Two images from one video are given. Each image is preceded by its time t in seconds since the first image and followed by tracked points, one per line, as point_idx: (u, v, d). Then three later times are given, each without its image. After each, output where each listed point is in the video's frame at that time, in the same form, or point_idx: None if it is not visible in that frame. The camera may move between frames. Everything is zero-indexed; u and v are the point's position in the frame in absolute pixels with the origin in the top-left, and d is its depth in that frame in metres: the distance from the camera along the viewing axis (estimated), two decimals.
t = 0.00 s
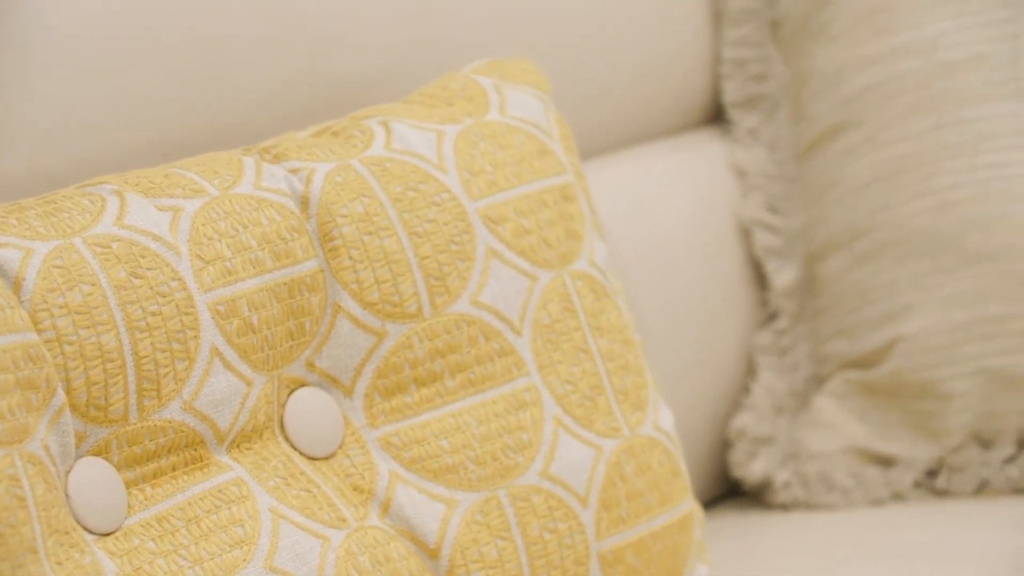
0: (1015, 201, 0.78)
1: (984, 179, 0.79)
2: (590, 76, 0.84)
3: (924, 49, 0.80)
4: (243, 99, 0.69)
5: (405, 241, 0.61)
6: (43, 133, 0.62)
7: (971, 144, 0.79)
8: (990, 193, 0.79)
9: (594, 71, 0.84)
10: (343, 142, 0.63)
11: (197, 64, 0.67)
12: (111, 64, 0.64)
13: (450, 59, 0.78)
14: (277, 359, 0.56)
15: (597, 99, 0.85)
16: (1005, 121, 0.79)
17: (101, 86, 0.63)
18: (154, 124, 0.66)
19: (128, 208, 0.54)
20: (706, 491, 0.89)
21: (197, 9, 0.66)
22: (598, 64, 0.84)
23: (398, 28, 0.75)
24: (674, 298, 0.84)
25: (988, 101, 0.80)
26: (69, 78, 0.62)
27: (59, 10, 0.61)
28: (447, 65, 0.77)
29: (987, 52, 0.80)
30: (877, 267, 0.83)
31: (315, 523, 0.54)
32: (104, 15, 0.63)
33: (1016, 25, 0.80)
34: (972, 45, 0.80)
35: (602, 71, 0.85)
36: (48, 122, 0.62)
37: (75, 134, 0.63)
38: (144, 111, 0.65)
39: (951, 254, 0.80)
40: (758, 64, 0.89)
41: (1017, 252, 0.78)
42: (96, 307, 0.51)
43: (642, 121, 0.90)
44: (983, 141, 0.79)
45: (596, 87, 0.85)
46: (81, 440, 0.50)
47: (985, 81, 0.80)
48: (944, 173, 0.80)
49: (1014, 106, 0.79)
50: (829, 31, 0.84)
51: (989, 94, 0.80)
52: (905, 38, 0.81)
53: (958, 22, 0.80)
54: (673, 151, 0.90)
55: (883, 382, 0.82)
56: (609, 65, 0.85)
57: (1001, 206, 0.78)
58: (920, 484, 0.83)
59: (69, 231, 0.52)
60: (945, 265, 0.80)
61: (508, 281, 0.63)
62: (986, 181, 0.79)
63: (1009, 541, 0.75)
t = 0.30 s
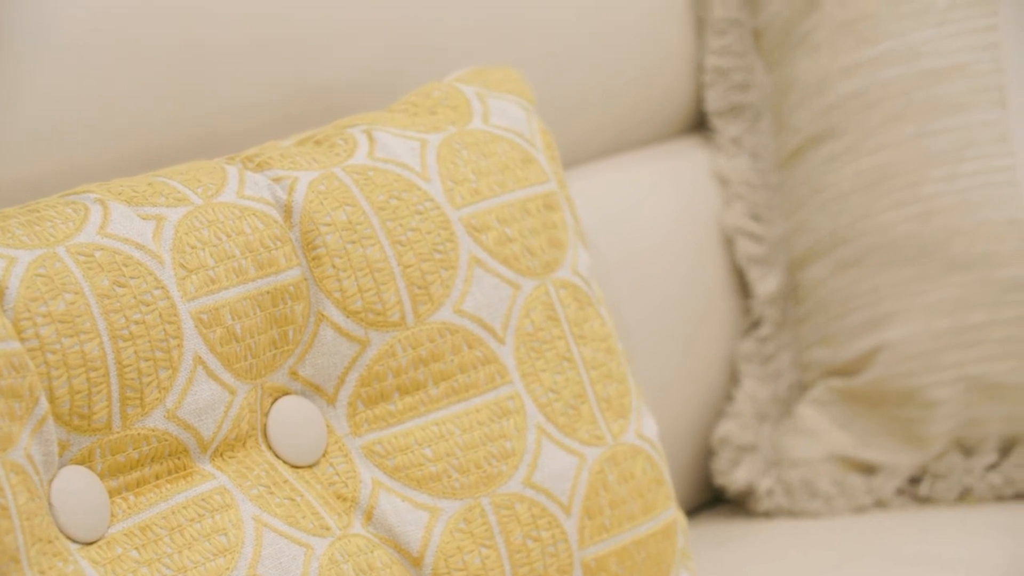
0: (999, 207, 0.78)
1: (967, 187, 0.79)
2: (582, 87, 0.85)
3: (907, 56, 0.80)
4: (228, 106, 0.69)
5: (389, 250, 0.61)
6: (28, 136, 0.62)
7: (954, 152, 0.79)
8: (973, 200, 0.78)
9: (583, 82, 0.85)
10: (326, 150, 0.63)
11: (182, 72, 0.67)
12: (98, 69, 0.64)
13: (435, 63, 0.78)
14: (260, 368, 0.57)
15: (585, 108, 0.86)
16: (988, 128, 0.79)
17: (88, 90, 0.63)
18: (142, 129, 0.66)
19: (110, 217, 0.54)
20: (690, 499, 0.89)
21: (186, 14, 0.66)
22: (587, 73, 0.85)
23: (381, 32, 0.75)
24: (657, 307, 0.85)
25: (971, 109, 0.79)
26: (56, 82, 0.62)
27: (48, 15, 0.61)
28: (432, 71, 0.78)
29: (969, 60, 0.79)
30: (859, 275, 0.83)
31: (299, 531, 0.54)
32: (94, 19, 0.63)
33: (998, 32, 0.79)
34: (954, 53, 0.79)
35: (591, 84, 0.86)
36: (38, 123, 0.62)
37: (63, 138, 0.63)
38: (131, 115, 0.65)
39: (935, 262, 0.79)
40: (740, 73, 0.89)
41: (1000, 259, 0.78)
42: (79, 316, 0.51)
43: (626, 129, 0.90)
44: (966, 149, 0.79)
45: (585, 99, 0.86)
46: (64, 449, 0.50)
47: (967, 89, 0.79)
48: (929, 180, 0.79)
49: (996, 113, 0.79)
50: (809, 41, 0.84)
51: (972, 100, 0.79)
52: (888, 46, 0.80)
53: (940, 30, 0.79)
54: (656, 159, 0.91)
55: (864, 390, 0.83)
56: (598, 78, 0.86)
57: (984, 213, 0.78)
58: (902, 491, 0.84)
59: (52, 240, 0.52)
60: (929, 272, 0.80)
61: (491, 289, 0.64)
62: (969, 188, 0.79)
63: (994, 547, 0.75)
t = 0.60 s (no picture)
0: (978, 217, 0.79)
1: (949, 196, 0.79)
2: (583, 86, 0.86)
3: (888, 66, 0.81)
4: (217, 111, 0.70)
5: (372, 259, 0.61)
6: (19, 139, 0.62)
7: (935, 162, 0.80)
8: (954, 209, 0.79)
9: (583, 82, 0.86)
10: (309, 159, 0.63)
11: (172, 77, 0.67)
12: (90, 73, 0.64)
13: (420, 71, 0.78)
14: (243, 377, 0.57)
15: (585, 113, 0.88)
16: (969, 138, 0.79)
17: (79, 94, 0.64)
18: (129, 139, 0.66)
19: (94, 226, 0.54)
20: (673, 507, 0.89)
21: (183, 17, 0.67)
22: (588, 73, 0.86)
23: (367, 39, 0.75)
24: (640, 315, 0.85)
25: (951, 118, 0.80)
26: (49, 84, 0.63)
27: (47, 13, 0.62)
28: (417, 79, 0.78)
29: (949, 70, 0.80)
30: (842, 283, 0.83)
31: (282, 540, 0.54)
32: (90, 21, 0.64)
33: (979, 42, 0.80)
34: (934, 62, 0.80)
35: (591, 83, 0.87)
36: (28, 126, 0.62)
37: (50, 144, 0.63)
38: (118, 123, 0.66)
39: (916, 272, 0.80)
40: (723, 81, 0.90)
41: (981, 270, 0.78)
42: (62, 325, 0.51)
43: (625, 129, 0.92)
44: (948, 157, 0.79)
45: (586, 100, 0.87)
46: (47, 459, 0.50)
47: (947, 98, 0.80)
48: (910, 190, 0.80)
49: (976, 123, 0.79)
50: (794, 47, 0.85)
51: (951, 110, 0.80)
52: (870, 56, 0.81)
53: (922, 39, 0.80)
54: (639, 168, 0.91)
55: (846, 398, 0.84)
56: (597, 78, 0.87)
57: (964, 222, 0.79)
58: (885, 499, 0.84)
59: (35, 249, 0.52)
60: (910, 282, 0.80)
61: (474, 298, 0.64)
62: (950, 198, 0.79)
63: (977, 552, 0.76)
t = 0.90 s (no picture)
0: (964, 225, 0.79)
1: (933, 205, 0.79)
2: (583, 86, 0.88)
3: (871, 76, 0.81)
4: (208, 117, 0.70)
5: (356, 268, 0.61)
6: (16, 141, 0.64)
7: (920, 169, 0.80)
8: (939, 217, 0.79)
9: (583, 82, 0.87)
10: (293, 169, 0.64)
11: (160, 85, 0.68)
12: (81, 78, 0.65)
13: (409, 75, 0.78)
14: (228, 386, 0.57)
15: (587, 115, 0.89)
16: (953, 147, 0.79)
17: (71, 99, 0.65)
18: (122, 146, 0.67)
19: (78, 235, 0.54)
20: (657, 514, 0.90)
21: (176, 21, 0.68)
22: (588, 73, 0.88)
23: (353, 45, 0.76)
24: (624, 324, 0.86)
25: (935, 127, 0.80)
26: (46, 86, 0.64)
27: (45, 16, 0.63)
28: (404, 86, 0.78)
29: (933, 78, 0.80)
30: (825, 291, 0.84)
31: (266, 549, 0.54)
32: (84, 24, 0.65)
33: (963, 51, 0.80)
34: (918, 71, 0.80)
35: (591, 83, 0.88)
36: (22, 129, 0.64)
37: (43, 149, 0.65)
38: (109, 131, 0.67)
39: (901, 278, 0.80)
40: (706, 91, 0.91)
41: (964, 276, 0.79)
42: (46, 335, 0.51)
43: (614, 135, 0.92)
44: (932, 165, 0.80)
45: (586, 101, 0.88)
46: (31, 467, 0.50)
47: (930, 107, 0.80)
48: (894, 198, 0.80)
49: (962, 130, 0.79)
50: (778, 56, 0.86)
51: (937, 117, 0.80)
52: (853, 64, 0.82)
53: (905, 48, 0.80)
54: (623, 177, 0.91)
55: (829, 407, 0.84)
56: (598, 78, 0.88)
57: (949, 231, 0.79)
58: (869, 508, 0.85)
59: (19, 258, 0.52)
60: (895, 289, 0.81)
61: (458, 307, 0.64)
62: (936, 206, 0.79)
63: (966, 558, 0.76)
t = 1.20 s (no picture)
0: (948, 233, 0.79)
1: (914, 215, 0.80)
2: (583, 87, 0.89)
3: (855, 85, 0.81)
4: (199, 123, 0.70)
5: (342, 277, 0.61)
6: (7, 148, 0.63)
7: (903, 177, 0.80)
8: (921, 226, 0.79)
9: (584, 82, 0.89)
10: (279, 177, 0.64)
11: (150, 90, 0.68)
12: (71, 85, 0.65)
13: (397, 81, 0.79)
14: (214, 395, 0.57)
15: (586, 115, 0.90)
16: (935, 157, 0.79)
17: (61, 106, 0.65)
18: (114, 157, 0.67)
19: (64, 244, 0.54)
20: (643, 522, 0.90)
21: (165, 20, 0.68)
22: (588, 73, 0.89)
23: (341, 53, 0.76)
24: (609, 333, 0.86)
25: (917, 138, 0.80)
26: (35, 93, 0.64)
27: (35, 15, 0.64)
28: (393, 93, 0.79)
29: (916, 89, 0.80)
30: (810, 299, 0.84)
31: (252, 558, 0.55)
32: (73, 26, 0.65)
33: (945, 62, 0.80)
34: (904, 78, 0.80)
35: (590, 84, 0.89)
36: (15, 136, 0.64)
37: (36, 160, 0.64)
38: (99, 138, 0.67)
39: (884, 287, 0.81)
40: (691, 100, 0.91)
41: (947, 285, 0.79)
42: (32, 343, 0.51)
43: (600, 145, 0.93)
44: (916, 175, 0.80)
45: (586, 101, 0.89)
46: (17, 476, 0.50)
47: (914, 118, 0.80)
48: (877, 208, 0.81)
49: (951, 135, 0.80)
50: (761, 67, 0.86)
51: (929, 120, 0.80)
52: (836, 74, 0.82)
53: (887, 58, 0.81)
54: (607, 185, 0.92)
55: (814, 415, 0.84)
56: (598, 78, 0.90)
57: (933, 238, 0.79)
58: (853, 515, 0.85)
59: (5, 267, 0.52)
60: (879, 298, 0.81)
61: (444, 315, 0.64)
62: (920, 214, 0.80)
63: (949, 564, 0.76)
